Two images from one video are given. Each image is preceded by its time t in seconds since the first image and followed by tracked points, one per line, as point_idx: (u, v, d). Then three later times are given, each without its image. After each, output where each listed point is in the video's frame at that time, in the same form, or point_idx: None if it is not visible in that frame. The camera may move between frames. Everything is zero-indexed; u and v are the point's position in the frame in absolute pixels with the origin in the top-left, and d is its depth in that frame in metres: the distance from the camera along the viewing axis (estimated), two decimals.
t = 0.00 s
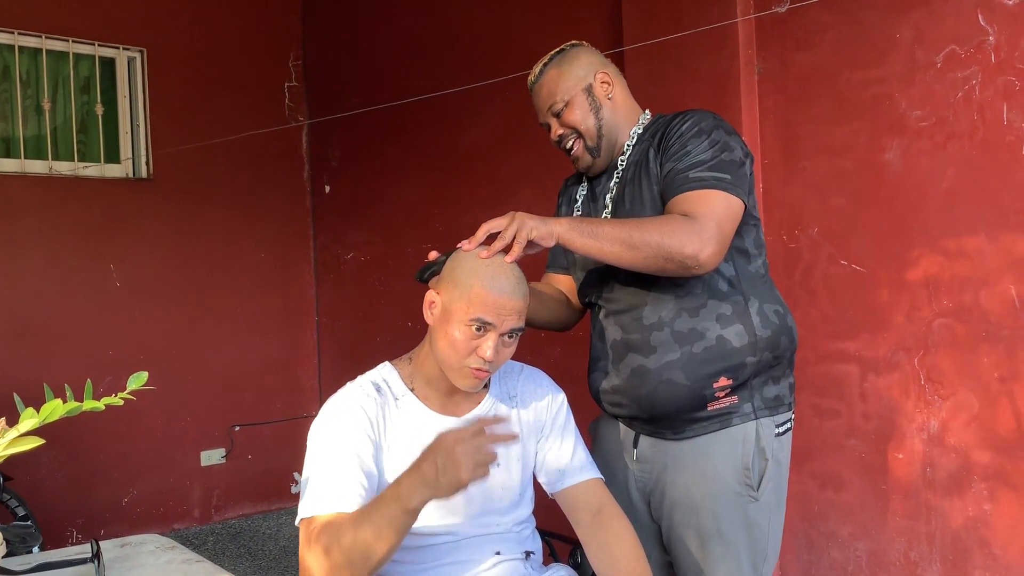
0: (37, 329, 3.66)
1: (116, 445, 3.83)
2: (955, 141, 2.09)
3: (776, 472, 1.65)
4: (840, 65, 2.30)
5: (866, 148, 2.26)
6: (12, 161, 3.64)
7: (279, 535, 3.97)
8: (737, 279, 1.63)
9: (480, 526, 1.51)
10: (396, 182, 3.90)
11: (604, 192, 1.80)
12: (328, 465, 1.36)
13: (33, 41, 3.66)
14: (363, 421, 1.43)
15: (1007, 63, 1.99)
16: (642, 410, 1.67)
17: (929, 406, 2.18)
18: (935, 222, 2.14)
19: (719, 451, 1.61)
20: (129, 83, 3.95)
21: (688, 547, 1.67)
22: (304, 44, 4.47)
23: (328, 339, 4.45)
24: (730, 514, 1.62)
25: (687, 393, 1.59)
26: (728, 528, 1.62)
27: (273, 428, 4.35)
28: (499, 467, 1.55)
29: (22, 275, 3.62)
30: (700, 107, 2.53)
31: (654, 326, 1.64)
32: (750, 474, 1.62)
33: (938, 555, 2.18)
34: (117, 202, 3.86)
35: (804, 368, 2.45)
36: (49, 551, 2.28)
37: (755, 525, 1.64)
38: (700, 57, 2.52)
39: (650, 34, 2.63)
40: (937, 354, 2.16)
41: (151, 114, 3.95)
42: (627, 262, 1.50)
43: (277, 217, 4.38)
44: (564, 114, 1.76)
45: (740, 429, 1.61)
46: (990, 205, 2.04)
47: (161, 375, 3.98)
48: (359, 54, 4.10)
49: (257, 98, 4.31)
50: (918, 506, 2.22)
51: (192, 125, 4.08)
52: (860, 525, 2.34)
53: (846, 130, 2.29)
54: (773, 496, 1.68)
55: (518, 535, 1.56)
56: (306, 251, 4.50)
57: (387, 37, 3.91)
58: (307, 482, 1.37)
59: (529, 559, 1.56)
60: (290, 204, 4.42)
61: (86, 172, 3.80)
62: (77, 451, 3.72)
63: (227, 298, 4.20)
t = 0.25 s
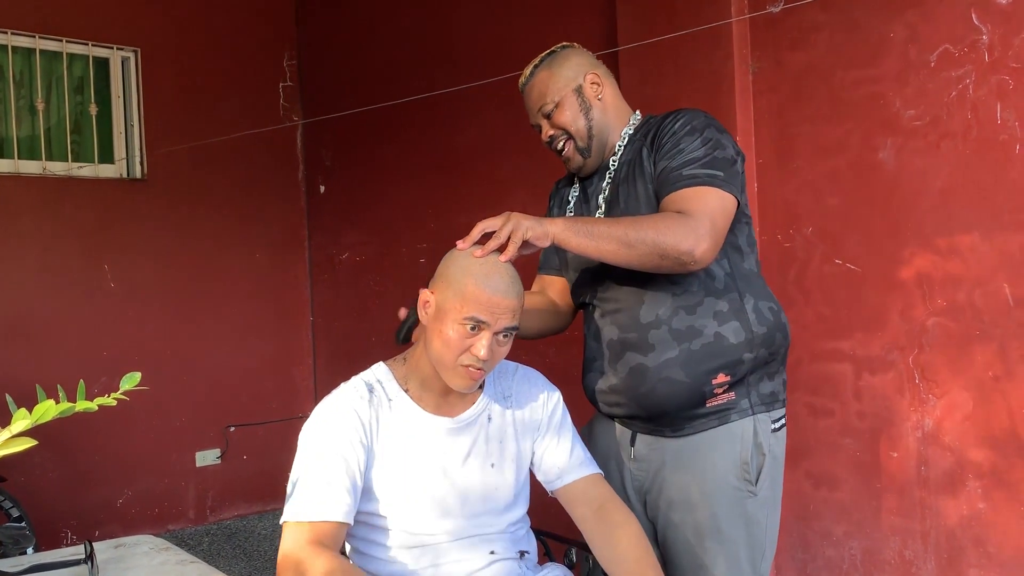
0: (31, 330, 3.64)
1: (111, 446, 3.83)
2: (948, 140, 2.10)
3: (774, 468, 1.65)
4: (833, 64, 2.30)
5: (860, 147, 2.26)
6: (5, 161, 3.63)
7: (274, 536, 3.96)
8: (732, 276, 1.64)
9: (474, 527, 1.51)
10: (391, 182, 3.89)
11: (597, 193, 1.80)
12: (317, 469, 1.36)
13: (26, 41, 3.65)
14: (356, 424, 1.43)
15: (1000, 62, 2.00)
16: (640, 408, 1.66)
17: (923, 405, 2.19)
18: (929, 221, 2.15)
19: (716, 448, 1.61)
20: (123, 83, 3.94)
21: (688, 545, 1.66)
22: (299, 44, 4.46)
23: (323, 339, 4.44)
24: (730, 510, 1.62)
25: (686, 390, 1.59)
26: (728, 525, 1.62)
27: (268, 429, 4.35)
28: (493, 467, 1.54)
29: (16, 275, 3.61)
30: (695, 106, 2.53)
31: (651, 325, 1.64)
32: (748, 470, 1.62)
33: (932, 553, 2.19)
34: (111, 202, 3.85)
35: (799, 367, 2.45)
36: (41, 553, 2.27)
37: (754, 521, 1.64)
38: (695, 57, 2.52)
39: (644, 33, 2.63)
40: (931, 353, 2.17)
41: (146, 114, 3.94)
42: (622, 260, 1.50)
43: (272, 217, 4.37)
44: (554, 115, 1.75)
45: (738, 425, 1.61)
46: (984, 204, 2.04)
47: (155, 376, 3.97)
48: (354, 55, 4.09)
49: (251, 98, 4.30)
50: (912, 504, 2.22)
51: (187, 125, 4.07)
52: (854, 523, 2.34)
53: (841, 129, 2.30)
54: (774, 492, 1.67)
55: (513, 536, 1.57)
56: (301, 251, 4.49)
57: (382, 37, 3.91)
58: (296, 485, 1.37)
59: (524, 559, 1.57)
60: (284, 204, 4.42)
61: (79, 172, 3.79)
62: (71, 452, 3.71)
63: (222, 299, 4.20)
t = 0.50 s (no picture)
0: (25, 332, 3.63)
1: (106, 448, 3.81)
2: (944, 142, 2.10)
3: (763, 464, 1.66)
4: (829, 66, 2.30)
5: (856, 149, 2.26)
6: None
7: (270, 538, 3.95)
8: (717, 276, 1.64)
9: (471, 529, 1.50)
10: (387, 183, 3.88)
11: (581, 197, 1.79)
12: (314, 469, 1.36)
13: (21, 42, 3.64)
14: (351, 426, 1.42)
15: (996, 65, 2.00)
16: (631, 411, 1.66)
17: (919, 406, 2.19)
18: (925, 222, 2.15)
19: (705, 447, 1.61)
20: (118, 84, 3.93)
21: (683, 546, 1.65)
22: (294, 45, 4.45)
23: (318, 341, 4.43)
24: (723, 508, 1.62)
25: (676, 391, 1.59)
26: (722, 523, 1.62)
27: (264, 430, 4.34)
28: (490, 469, 1.54)
29: (10, 277, 3.60)
30: (690, 108, 2.53)
31: (641, 326, 1.63)
32: (739, 466, 1.63)
33: (928, 555, 2.19)
34: (105, 203, 3.84)
35: (795, 368, 2.45)
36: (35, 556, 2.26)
37: (746, 518, 1.64)
38: (690, 58, 2.51)
39: (639, 35, 2.62)
40: (927, 354, 2.17)
41: (140, 116, 3.93)
42: (617, 261, 1.50)
43: (267, 218, 4.36)
44: (536, 123, 1.75)
45: (727, 422, 1.62)
46: (980, 206, 2.05)
47: (150, 378, 3.96)
48: (350, 57, 4.08)
49: (247, 99, 4.29)
50: (908, 506, 2.22)
51: (182, 126, 4.06)
52: (850, 525, 2.34)
53: (836, 131, 2.30)
54: (761, 489, 1.68)
55: (509, 538, 1.56)
56: (296, 252, 4.48)
57: (378, 38, 3.90)
58: (293, 484, 1.36)
59: (520, 562, 1.57)
60: (280, 205, 4.41)
61: (74, 173, 3.77)
62: (65, 455, 3.69)
63: (217, 300, 4.19)
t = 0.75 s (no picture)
0: (18, 336, 3.61)
1: (99, 453, 3.79)
2: (938, 148, 2.10)
3: (738, 458, 1.69)
4: (824, 71, 2.30)
5: (851, 154, 2.26)
6: None
7: (264, 543, 3.94)
8: (693, 276, 1.67)
9: (466, 536, 1.50)
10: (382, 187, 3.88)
11: (555, 203, 1.79)
12: (308, 478, 1.35)
13: (15, 45, 3.63)
14: (346, 433, 1.41)
15: (990, 71, 2.01)
16: (614, 410, 1.65)
17: (913, 412, 2.19)
18: (919, 228, 2.15)
19: (686, 443, 1.63)
20: (113, 87, 3.92)
21: (668, 543, 1.64)
22: (290, 49, 4.45)
23: (313, 345, 4.42)
24: (706, 502, 1.63)
25: (659, 389, 1.60)
26: (706, 517, 1.63)
27: (258, 435, 4.32)
28: (485, 474, 1.53)
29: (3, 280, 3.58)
30: (685, 113, 2.53)
31: (624, 326, 1.63)
32: (719, 461, 1.65)
33: (922, 561, 2.19)
34: (100, 207, 3.82)
35: (790, 374, 2.45)
36: (26, 561, 2.26)
37: (726, 512, 1.65)
38: (686, 64, 2.52)
39: (635, 40, 2.62)
40: (921, 360, 2.17)
41: (135, 119, 3.92)
42: (610, 263, 1.50)
43: (262, 222, 4.35)
44: (509, 131, 1.73)
45: (707, 418, 1.64)
46: (974, 212, 2.05)
47: (144, 382, 3.95)
48: (346, 61, 4.08)
49: (242, 103, 4.29)
50: (902, 512, 2.22)
51: (177, 130, 4.05)
52: (844, 530, 2.34)
53: (831, 136, 2.30)
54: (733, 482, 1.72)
55: (504, 544, 1.56)
56: (291, 256, 4.47)
57: (373, 42, 3.90)
58: (287, 494, 1.35)
59: (515, 568, 1.57)
60: (275, 209, 4.40)
61: (68, 177, 3.77)
62: (58, 460, 3.68)
63: (211, 304, 4.17)
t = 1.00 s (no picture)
0: (15, 341, 3.61)
1: (96, 458, 3.79)
2: (935, 154, 2.11)
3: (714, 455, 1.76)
4: (821, 79, 2.31)
5: (847, 161, 2.27)
6: None
7: (261, 549, 3.93)
8: (673, 281, 1.72)
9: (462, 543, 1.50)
10: (379, 192, 3.89)
11: (538, 209, 1.80)
12: (303, 487, 1.35)
13: (13, 50, 3.63)
14: (341, 441, 1.41)
15: (986, 78, 2.02)
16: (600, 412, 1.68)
17: (910, 418, 2.19)
18: (915, 235, 2.16)
19: (668, 443, 1.68)
20: (111, 93, 3.93)
21: (653, 538, 1.69)
22: (288, 55, 4.46)
23: (311, 350, 4.42)
24: (688, 497, 1.69)
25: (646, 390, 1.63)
26: (688, 512, 1.69)
27: (255, 440, 4.32)
28: (481, 480, 1.54)
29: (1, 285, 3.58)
30: (682, 119, 2.54)
31: (611, 329, 1.66)
32: (698, 458, 1.71)
33: (919, 566, 2.19)
34: (97, 212, 3.83)
35: (787, 379, 2.46)
36: (24, 566, 2.26)
37: (705, 509, 1.71)
38: (683, 70, 2.53)
39: (632, 47, 2.63)
40: (918, 366, 2.17)
41: (134, 124, 3.93)
42: (604, 268, 1.52)
43: (260, 227, 4.36)
44: (493, 137, 1.74)
45: (687, 418, 1.69)
46: (971, 219, 2.06)
47: (142, 387, 3.94)
48: (344, 67, 4.09)
49: (240, 108, 4.29)
50: (899, 518, 2.22)
51: (176, 135, 4.06)
52: (841, 536, 2.34)
53: (828, 143, 2.31)
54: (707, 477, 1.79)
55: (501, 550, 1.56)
56: (289, 261, 4.47)
57: (372, 47, 3.91)
58: (280, 503, 1.36)
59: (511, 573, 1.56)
60: (273, 214, 4.40)
61: (66, 182, 3.77)
62: (55, 465, 3.67)
63: (209, 309, 4.17)
